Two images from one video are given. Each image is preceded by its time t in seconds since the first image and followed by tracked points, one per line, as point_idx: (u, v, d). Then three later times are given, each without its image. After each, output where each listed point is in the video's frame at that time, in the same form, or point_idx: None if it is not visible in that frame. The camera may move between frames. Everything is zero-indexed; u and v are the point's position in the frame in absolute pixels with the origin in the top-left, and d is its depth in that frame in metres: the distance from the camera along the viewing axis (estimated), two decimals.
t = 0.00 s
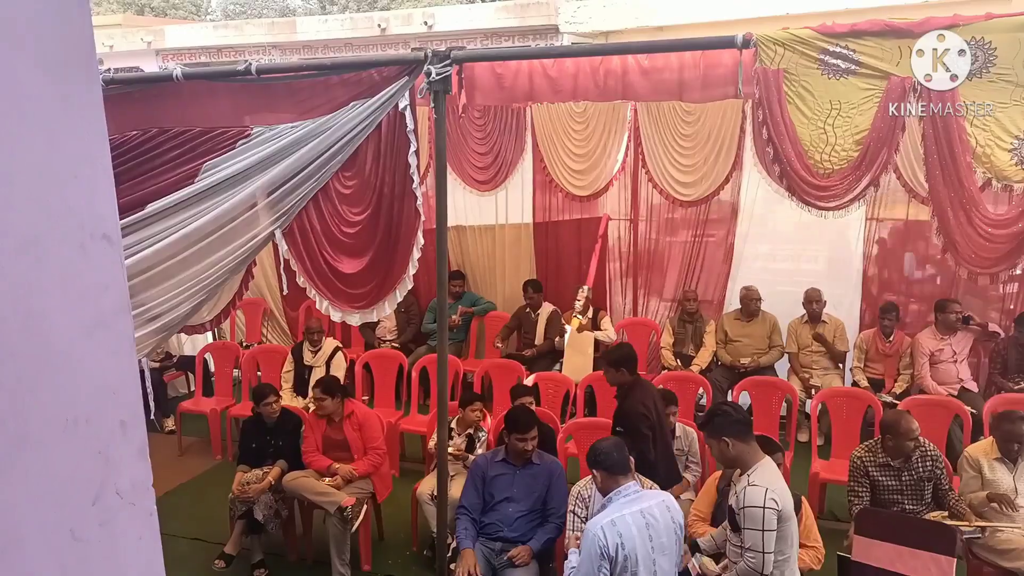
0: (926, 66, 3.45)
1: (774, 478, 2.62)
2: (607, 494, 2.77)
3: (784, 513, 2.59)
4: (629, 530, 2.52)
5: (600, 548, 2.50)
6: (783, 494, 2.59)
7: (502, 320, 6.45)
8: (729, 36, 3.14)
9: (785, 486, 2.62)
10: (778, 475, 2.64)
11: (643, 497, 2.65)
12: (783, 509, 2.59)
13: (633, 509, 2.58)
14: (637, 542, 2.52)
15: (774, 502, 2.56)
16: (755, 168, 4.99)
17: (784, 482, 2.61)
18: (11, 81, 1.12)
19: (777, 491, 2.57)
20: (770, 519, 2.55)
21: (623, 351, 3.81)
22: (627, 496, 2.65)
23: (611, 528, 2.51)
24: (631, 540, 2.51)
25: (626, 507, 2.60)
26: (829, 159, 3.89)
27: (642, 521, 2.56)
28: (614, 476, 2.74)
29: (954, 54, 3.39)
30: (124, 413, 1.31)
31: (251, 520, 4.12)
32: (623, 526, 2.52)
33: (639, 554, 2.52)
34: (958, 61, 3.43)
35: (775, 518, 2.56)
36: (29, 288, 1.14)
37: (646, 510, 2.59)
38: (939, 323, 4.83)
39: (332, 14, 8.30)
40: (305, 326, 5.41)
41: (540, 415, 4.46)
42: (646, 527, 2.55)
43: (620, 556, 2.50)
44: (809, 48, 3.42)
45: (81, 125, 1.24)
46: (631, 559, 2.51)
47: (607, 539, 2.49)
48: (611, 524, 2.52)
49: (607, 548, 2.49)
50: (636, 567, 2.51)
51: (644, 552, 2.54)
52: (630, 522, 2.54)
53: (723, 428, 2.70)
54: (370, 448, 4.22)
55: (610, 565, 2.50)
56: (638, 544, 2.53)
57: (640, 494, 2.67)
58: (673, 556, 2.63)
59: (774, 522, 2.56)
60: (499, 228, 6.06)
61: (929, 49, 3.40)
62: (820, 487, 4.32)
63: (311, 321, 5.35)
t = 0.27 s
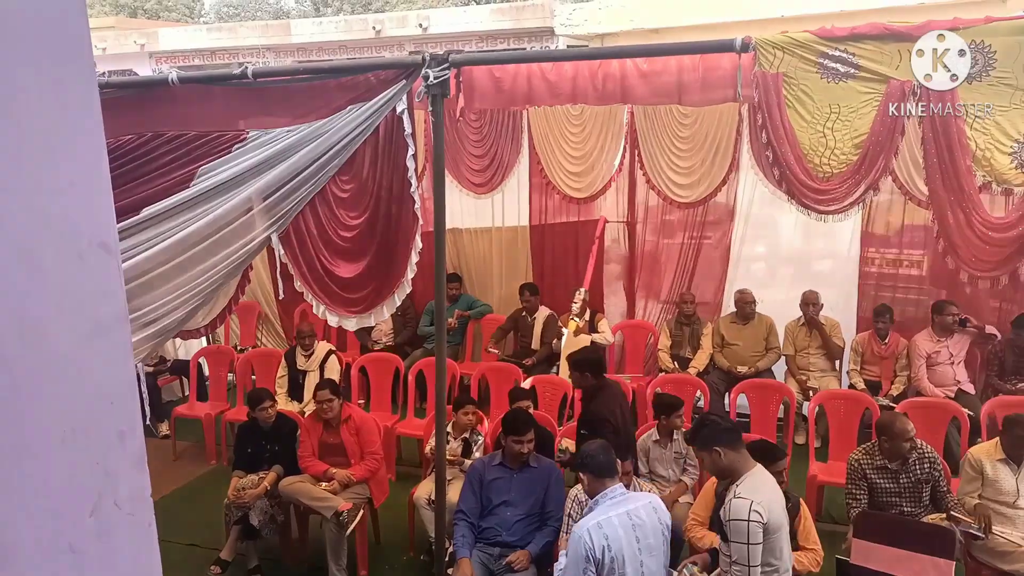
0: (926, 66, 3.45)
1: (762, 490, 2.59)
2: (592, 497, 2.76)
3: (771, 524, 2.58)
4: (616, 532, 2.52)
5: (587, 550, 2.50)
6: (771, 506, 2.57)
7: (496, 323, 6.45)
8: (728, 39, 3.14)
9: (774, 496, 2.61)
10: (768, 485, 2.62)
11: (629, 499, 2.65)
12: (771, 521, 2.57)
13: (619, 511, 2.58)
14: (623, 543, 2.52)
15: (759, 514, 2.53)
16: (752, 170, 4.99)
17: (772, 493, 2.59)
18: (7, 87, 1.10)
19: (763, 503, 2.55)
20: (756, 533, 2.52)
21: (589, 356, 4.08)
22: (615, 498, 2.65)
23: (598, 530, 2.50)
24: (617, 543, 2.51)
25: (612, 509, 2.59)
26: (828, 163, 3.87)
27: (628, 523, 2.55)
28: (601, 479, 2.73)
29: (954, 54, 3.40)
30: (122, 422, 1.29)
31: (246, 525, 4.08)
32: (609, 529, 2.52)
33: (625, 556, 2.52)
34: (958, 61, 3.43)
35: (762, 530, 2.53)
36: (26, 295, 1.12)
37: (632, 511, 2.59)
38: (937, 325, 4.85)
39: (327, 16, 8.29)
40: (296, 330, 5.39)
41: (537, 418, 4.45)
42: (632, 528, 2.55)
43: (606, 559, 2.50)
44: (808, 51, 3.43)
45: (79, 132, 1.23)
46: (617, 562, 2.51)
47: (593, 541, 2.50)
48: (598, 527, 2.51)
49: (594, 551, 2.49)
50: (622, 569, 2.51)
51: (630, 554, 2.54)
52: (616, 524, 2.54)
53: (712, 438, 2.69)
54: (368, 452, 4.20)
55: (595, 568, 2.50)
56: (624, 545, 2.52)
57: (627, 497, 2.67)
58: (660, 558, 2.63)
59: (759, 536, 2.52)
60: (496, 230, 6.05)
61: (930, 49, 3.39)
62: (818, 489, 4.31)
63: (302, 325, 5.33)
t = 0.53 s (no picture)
0: (925, 65, 3.46)
1: (744, 504, 2.58)
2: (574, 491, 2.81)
3: (752, 541, 2.56)
4: (597, 523, 2.60)
5: (570, 540, 2.56)
6: (753, 524, 2.55)
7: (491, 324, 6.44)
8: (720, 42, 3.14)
9: (757, 513, 2.58)
10: (752, 500, 2.61)
11: (610, 494, 2.72)
12: (751, 538, 2.55)
13: (600, 504, 2.66)
14: (605, 535, 2.60)
15: (738, 531, 2.53)
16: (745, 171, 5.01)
17: (754, 509, 2.58)
18: None
19: (743, 519, 2.54)
20: (734, 550, 2.52)
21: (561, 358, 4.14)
22: (595, 492, 2.71)
23: (580, 521, 2.58)
24: (599, 533, 2.59)
25: (594, 502, 2.67)
26: (819, 164, 3.84)
27: (610, 517, 2.63)
28: (584, 473, 2.77)
29: (954, 54, 3.40)
30: (115, 425, 1.29)
31: (240, 527, 4.08)
32: (591, 520, 2.60)
33: (606, 548, 2.60)
34: (958, 61, 3.43)
35: (740, 547, 2.53)
36: (16, 300, 1.11)
37: (614, 505, 2.67)
38: (928, 325, 4.86)
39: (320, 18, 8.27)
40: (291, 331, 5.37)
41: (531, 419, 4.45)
42: (614, 521, 2.63)
43: (588, 549, 2.58)
44: (800, 53, 3.48)
45: (71, 135, 1.23)
46: (598, 552, 2.59)
47: (576, 532, 2.56)
48: (580, 517, 2.59)
49: (576, 541, 2.56)
50: (603, 560, 2.60)
51: (611, 545, 2.62)
52: (598, 516, 2.62)
53: (698, 447, 2.73)
54: (362, 454, 4.20)
55: (578, 558, 2.57)
56: (605, 537, 2.61)
57: (608, 491, 2.74)
58: (638, 551, 2.72)
59: (738, 552, 2.53)
60: (489, 232, 6.05)
61: (929, 49, 3.42)
62: (811, 489, 4.33)
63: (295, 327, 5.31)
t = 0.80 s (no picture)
0: (926, 65, 3.46)
1: (719, 511, 2.58)
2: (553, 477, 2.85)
3: (726, 549, 2.54)
4: (578, 508, 2.63)
5: (552, 523, 2.58)
6: (728, 530, 2.55)
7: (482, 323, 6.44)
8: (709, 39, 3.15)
9: (733, 519, 2.57)
10: (728, 505, 2.60)
11: (588, 480, 2.75)
12: (725, 546, 2.55)
13: (580, 489, 2.69)
14: (585, 520, 2.63)
15: (712, 538, 2.53)
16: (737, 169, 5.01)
17: (729, 515, 2.57)
18: None
19: (718, 526, 2.54)
20: (707, 557, 2.53)
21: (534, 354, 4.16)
22: (574, 478, 2.74)
23: (562, 505, 2.61)
24: (580, 517, 2.62)
25: (574, 487, 2.70)
26: (808, 161, 3.90)
27: (589, 501, 2.66)
28: (564, 460, 2.82)
29: (954, 54, 3.42)
30: (98, 422, 1.28)
31: (232, 526, 4.06)
32: (572, 504, 2.63)
33: (586, 533, 2.63)
34: (957, 61, 3.46)
35: (713, 555, 2.53)
36: None
37: (591, 491, 2.70)
38: (920, 323, 4.87)
39: (313, 17, 8.25)
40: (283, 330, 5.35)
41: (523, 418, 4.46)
42: (593, 506, 2.66)
43: (568, 531, 2.61)
44: (789, 49, 3.45)
45: (56, 130, 1.22)
46: (579, 535, 2.62)
47: (558, 514, 2.59)
48: (562, 501, 2.62)
49: (558, 524, 2.58)
50: (582, 544, 2.62)
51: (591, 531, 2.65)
52: (579, 501, 2.65)
53: (675, 449, 2.73)
54: (353, 452, 4.19)
55: (558, 541, 2.60)
56: (586, 521, 2.64)
57: (586, 478, 2.77)
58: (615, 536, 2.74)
59: (712, 559, 2.53)
60: (481, 230, 6.04)
61: (930, 49, 3.40)
62: (803, 486, 4.33)
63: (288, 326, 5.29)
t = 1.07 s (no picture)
0: (926, 66, 3.33)
1: (693, 506, 2.59)
2: (535, 469, 2.86)
3: (702, 543, 2.56)
4: (558, 500, 2.64)
5: (531, 514, 2.59)
6: (702, 524, 2.56)
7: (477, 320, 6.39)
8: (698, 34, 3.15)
9: (707, 514, 2.59)
10: (700, 498, 2.63)
11: (569, 473, 2.76)
12: (700, 540, 2.56)
13: (560, 482, 2.69)
14: (564, 512, 2.64)
15: (688, 532, 2.54)
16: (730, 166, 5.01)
17: (703, 509, 2.59)
18: None
19: (693, 520, 2.55)
20: (684, 552, 2.53)
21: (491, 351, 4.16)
22: (554, 471, 2.76)
23: (542, 497, 2.61)
24: (559, 509, 2.62)
25: (553, 479, 2.71)
26: (798, 156, 3.90)
27: (569, 494, 2.67)
28: (544, 453, 2.84)
29: (954, 53, 3.30)
30: (80, 417, 1.27)
31: (225, 522, 4.06)
32: (552, 496, 2.63)
33: (565, 526, 2.64)
34: (957, 61, 3.33)
35: (690, 550, 2.54)
36: None
37: (572, 483, 2.71)
38: (914, 320, 4.89)
39: (308, 14, 8.23)
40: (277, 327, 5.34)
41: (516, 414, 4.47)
42: (573, 498, 2.66)
43: (547, 523, 2.61)
44: (778, 45, 3.36)
45: (34, 123, 1.21)
46: (558, 528, 2.62)
47: (537, 506, 2.59)
48: (542, 493, 2.62)
49: (537, 516, 2.59)
50: (561, 536, 2.63)
51: (569, 524, 2.65)
52: (558, 494, 2.65)
53: (651, 444, 2.73)
54: (346, 449, 4.20)
55: (538, 532, 2.60)
56: (565, 513, 2.64)
57: (566, 471, 2.78)
58: (594, 530, 2.74)
59: (689, 554, 2.53)
60: (474, 228, 6.04)
61: (930, 49, 3.27)
62: (795, 482, 4.35)
63: (283, 323, 5.28)
